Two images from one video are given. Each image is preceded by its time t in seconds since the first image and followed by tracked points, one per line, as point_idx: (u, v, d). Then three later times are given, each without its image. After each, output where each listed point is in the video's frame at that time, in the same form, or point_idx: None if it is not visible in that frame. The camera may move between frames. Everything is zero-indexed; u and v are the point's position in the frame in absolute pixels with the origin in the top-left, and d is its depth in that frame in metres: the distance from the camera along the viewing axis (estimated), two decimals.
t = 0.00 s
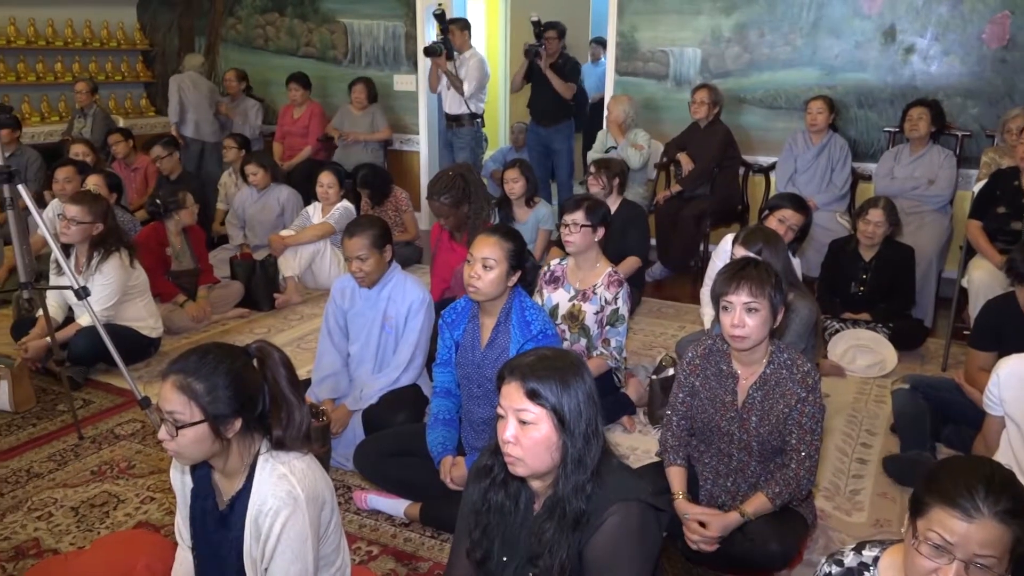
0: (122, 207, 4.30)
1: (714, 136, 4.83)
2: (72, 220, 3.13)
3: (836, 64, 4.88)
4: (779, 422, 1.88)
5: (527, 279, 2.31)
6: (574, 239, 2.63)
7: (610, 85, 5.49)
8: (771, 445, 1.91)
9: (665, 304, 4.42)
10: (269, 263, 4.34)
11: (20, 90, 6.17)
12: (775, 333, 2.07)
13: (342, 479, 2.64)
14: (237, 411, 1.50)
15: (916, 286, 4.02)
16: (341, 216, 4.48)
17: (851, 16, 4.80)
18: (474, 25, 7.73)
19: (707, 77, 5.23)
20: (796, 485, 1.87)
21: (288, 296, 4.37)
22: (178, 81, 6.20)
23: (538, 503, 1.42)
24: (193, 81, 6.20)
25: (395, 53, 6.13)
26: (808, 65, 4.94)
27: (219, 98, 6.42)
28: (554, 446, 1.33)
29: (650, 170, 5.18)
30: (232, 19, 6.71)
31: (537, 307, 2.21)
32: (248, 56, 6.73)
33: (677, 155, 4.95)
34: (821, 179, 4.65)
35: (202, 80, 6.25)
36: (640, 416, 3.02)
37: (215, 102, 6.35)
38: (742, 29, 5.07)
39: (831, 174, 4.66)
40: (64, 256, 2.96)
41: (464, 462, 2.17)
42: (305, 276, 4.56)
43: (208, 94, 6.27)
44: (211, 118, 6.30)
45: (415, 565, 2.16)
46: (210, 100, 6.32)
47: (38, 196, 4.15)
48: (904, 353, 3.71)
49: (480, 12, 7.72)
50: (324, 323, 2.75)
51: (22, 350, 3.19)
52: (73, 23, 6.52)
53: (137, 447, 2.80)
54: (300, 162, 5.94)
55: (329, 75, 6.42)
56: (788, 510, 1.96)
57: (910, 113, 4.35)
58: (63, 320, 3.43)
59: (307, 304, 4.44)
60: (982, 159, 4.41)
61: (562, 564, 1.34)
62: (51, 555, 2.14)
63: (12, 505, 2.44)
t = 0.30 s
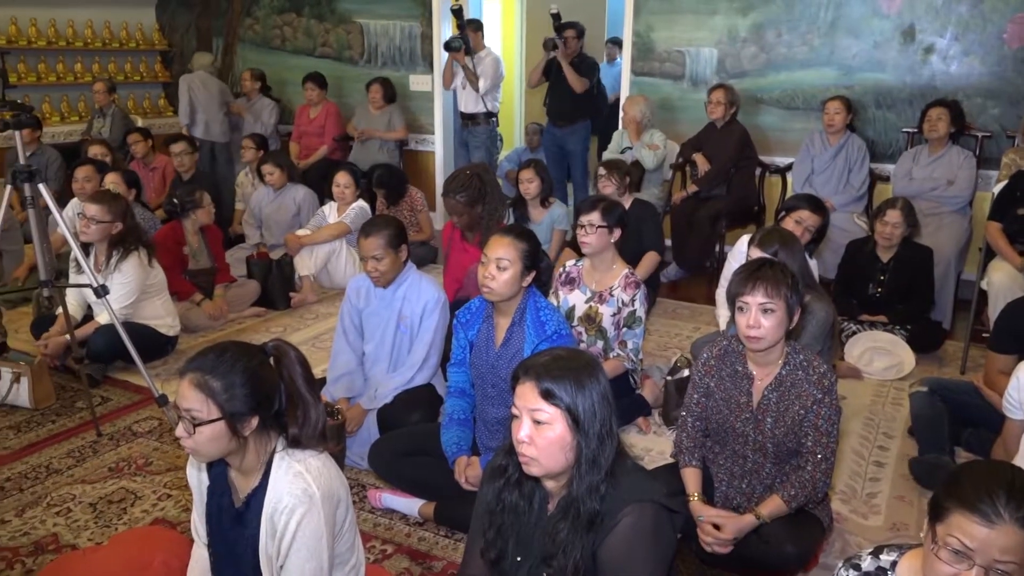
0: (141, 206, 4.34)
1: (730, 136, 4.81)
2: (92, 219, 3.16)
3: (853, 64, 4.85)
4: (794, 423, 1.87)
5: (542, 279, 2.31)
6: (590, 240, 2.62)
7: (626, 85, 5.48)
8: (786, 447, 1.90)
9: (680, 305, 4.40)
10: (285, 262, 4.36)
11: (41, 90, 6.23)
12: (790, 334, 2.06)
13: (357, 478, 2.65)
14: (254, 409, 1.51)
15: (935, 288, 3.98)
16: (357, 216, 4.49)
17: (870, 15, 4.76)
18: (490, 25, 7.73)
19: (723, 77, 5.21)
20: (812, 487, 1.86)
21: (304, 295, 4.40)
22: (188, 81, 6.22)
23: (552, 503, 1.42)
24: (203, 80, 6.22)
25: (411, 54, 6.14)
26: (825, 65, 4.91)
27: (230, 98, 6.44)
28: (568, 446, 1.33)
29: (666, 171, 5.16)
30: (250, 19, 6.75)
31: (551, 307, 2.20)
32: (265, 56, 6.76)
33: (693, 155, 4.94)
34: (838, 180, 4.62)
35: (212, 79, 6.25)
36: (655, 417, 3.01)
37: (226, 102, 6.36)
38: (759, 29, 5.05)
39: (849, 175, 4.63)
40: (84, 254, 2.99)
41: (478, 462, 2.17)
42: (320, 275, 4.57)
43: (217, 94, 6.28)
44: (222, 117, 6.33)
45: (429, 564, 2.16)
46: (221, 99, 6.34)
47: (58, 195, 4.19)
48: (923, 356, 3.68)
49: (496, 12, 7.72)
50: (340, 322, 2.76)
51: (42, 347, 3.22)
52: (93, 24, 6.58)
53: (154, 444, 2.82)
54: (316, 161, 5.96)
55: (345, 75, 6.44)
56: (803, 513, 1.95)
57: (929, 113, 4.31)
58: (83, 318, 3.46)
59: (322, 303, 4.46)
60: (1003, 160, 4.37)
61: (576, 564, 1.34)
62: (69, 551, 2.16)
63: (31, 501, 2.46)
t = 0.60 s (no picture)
0: (159, 204, 4.37)
1: (747, 137, 4.79)
2: (111, 217, 3.20)
3: (873, 64, 4.81)
4: (811, 425, 1.86)
5: (557, 279, 2.31)
6: (606, 241, 2.61)
7: (643, 85, 5.47)
8: (803, 449, 1.88)
9: (696, 306, 4.38)
10: (302, 262, 4.39)
11: (62, 90, 6.30)
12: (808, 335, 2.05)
13: (372, 476, 2.66)
14: (271, 407, 1.52)
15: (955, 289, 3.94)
16: (373, 215, 4.52)
17: (889, 15, 4.73)
18: (506, 24, 7.74)
19: (741, 77, 5.18)
20: (829, 490, 1.85)
21: (320, 294, 4.42)
22: (201, 81, 6.21)
23: (568, 504, 1.42)
24: (214, 80, 6.23)
25: (428, 54, 6.16)
26: (844, 65, 4.88)
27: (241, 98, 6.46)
28: (584, 447, 1.33)
29: (682, 171, 5.14)
30: (268, 20, 6.78)
31: (567, 308, 2.20)
32: (283, 56, 6.80)
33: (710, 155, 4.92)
34: (857, 181, 4.58)
35: (222, 79, 6.27)
36: (671, 419, 3.01)
37: (237, 102, 6.39)
38: (777, 29, 5.02)
39: (867, 176, 4.60)
40: (104, 253, 3.02)
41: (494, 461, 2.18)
42: (337, 274, 4.59)
43: (229, 93, 6.30)
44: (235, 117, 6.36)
45: (444, 563, 2.17)
46: (232, 99, 6.37)
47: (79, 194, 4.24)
48: (942, 359, 3.64)
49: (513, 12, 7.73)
50: (356, 322, 2.77)
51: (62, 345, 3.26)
52: (114, 25, 6.65)
53: (172, 441, 2.85)
54: (333, 161, 5.98)
55: (362, 75, 6.47)
56: (819, 516, 1.94)
57: (949, 114, 4.27)
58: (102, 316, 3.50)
59: (338, 302, 4.47)
60: None
61: (592, 564, 1.34)
62: (88, 546, 2.18)
63: (51, 497, 2.49)
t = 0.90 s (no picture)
0: (174, 203, 4.40)
1: (761, 137, 4.76)
2: (127, 217, 3.22)
3: (889, 64, 4.78)
4: (824, 426, 1.85)
5: (570, 280, 2.31)
6: (619, 241, 2.61)
7: (657, 85, 5.45)
8: (816, 450, 1.87)
9: (709, 307, 4.36)
10: (315, 261, 4.40)
11: (79, 89, 6.35)
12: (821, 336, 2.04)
13: (384, 475, 2.67)
14: (285, 405, 1.52)
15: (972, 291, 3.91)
16: (386, 215, 4.53)
17: (906, 15, 4.69)
18: (520, 24, 7.75)
19: (756, 77, 5.16)
20: (842, 492, 1.84)
21: (333, 294, 4.44)
22: (213, 81, 6.21)
23: (581, 505, 1.41)
24: (226, 80, 6.24)
25: (442, 54, 6.16)
26: (860, 65, 4.85)
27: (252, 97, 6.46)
28: (598, 448, 1.32)
29: (696, 172, 5.13)
30: (283, 20, 6.81)
31: (580, 308, 2.20)
32: (297, 56, 6.82)
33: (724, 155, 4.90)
34: (872, 182, 4.56)
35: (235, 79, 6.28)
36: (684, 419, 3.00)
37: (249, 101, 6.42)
38: (793, 29, 4.99)
39: (883, 177, 4.57)
40: (120, 251, 3.04)
41: (506, 461, 2.18)
42: (350, 274, 4.60)
43: (240, 93, 6.31)
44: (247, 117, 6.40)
45: (456, 563, 2.17)
46: (244, 98, 6.39)
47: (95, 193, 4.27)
48: (957, 362, 3.62)
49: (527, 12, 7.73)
50: (369, 321, 2.78)
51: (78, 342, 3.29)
52: (130, 25, 6.71)
53: (186, 439, 2.86)
54: (346, 161, 6.00)
55: (376, 75, 6.48)
56: (833, 519, 1.92)
57: (966, 114, 4.24)
58: (118, 314, 3.52)
59: (351, 301, 4.49)
60: None
61: (604, 565, 1.33)
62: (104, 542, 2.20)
63: (66, 493, 2.51)
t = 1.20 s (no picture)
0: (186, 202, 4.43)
1: (773, 136, 4.74)
2: (140, 216, 3.22)
3: (903, 64, 4.75)
4: (832, 424, 1.84)
5: (582, 280, 2.30)
6: (630, 241, 2.60)
7: (669, 85, 5.44)
8: (825, 449, 1.86)
9: (721, 308, 4.35)
10: (327, 261, 4.42)
11: (94, 89, 6.40)
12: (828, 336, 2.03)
13: (395, 474, 2.67)
14: (297, 403, 1.53)
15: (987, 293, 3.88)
16: (398, 214, 4.53)
17: (921, 14, 4.66)
18: (531, 25, 7.76)
19: (768, 77, 5.13)
20: (852, 492, 1.83)
21: (345, 293, 4.45)
22: (226, 79, 6.27)
23: (591, 505, 1.41)
24: (240, 79, 6.29)
25: (454, 54, 6.17)
26: (874, 65, 4.82)
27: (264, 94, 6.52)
28: (608, 448, 1.32)
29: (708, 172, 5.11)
30: (295, 20, 6.84)
31: (591, 308, 2.19)
32: (310, 56, 6.84)
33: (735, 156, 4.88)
34: (885, 183, 4.53)
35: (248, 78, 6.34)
36: (695, 420, 2.99)
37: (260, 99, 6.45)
38: (806, 28, 4.97)
39: (897, 177, 4.54)
40: (134, 250, 3.06)
41: (517, 461, 2.18)
42: (361, 273, 4.61)
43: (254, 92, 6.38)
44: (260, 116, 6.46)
45: (466, 562, 2.17)
46: (256, 97, 6.43)
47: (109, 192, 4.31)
48: (971, 364, 3.59)
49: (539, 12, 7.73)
50: (380, 320, 2.79)
51: (92, 340, 3.31)
52: (144, 25, 6.75)
53: (199, 437, 2.88)
54: (358, 160, 6.02)
55: (388, 75, 6.50)
56: (844, 520, 1.91)
57: (981, 115, 4.21)
58: (131, 312, 3.54)
59: (363, 300, 4.50)
60: None
61: (615, 565, 1.33)
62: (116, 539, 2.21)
63: (80, 490, 2.53)
